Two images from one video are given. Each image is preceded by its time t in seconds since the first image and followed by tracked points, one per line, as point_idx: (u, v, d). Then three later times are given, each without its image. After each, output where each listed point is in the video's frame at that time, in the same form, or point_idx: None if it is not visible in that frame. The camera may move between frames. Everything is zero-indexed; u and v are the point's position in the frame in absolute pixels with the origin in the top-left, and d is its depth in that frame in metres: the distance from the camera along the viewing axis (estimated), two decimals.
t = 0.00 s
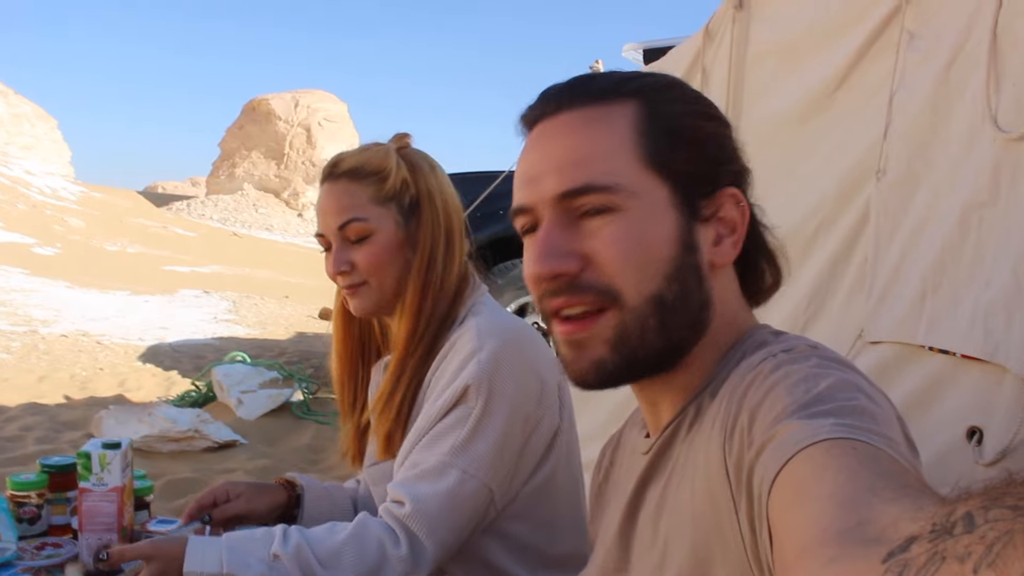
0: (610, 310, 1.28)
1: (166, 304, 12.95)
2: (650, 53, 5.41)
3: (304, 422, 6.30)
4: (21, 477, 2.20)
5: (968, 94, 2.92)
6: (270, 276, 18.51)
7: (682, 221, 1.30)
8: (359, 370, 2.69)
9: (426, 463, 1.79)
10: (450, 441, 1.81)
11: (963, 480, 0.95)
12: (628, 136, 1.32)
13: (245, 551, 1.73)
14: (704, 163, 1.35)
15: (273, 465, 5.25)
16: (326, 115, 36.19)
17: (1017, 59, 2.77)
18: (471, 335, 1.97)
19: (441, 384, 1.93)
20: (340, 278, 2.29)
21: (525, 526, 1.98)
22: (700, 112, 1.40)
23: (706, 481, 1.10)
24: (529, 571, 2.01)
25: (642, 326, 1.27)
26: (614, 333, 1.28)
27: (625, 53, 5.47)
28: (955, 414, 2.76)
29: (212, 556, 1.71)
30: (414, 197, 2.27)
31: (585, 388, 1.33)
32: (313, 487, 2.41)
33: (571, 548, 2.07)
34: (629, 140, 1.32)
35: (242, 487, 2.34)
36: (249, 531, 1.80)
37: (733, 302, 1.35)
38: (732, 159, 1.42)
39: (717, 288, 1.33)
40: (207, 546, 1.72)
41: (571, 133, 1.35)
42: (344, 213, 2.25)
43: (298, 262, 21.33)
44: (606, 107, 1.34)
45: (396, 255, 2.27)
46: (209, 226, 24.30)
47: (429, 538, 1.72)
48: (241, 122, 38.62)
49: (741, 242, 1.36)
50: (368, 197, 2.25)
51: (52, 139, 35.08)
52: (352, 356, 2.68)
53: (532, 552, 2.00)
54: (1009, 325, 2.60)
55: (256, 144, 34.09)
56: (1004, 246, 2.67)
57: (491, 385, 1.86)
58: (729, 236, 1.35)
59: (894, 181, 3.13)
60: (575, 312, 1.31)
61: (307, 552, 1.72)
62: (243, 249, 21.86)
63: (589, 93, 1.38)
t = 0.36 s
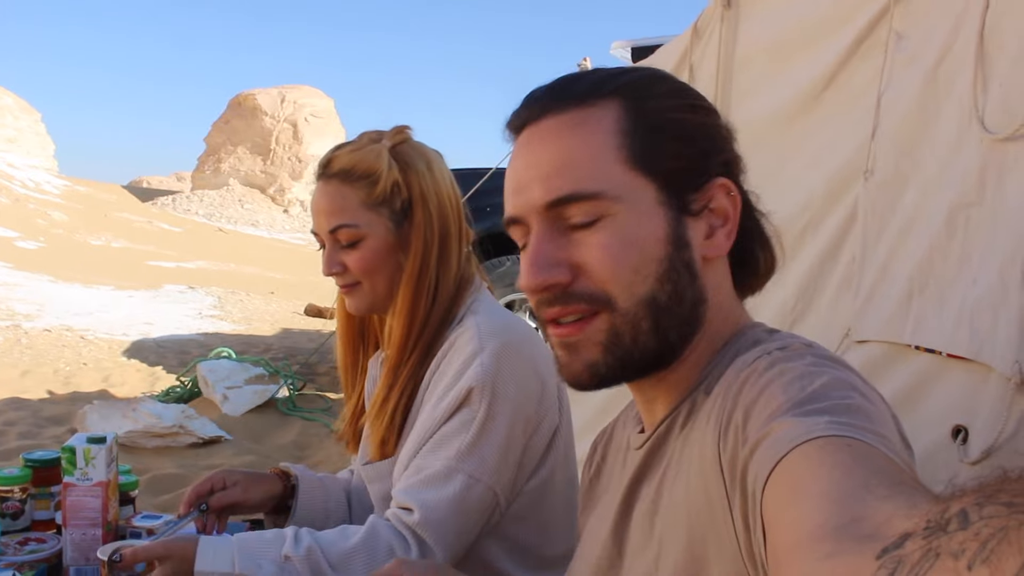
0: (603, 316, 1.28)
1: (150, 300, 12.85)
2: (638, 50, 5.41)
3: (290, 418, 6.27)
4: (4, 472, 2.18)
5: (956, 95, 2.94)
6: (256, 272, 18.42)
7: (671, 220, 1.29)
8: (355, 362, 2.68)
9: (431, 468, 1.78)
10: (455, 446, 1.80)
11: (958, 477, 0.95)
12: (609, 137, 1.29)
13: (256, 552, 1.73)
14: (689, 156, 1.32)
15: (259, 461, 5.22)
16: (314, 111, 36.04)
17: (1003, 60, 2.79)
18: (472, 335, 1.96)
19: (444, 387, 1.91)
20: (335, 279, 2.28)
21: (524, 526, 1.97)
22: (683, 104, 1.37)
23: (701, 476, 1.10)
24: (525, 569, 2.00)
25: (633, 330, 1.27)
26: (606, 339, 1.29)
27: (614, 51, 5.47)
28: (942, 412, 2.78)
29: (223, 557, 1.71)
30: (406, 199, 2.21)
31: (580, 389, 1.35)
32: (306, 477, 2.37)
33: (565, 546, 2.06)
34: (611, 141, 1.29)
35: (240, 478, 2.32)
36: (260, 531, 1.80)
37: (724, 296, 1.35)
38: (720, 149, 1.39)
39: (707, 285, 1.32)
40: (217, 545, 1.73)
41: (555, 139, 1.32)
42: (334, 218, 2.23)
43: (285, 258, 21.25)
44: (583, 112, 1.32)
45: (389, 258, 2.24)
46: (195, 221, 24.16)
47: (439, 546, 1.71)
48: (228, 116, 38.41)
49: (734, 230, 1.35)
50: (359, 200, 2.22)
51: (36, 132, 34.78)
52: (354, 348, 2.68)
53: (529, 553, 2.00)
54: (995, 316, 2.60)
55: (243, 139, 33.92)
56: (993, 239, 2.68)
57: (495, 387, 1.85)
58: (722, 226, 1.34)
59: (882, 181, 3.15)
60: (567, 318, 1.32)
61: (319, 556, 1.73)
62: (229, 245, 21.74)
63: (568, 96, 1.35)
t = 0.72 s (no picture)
0: (556, 344, 1.31)
1: (163, 313, 12.93)
2: (653, 65, 5.44)
3: (301, 430, 6.28)
4: (19, 474, 2.20)
5: (971, 106, 2.95)
6: (268, 286, 18.51)
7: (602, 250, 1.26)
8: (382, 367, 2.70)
9: (469, 489, 1.75)
10: (493, 466, 1.76)
11: (967, 478, 0.95)
12: (541, 175, 1.30)
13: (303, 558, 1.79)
14: (624, 177, 1.25)
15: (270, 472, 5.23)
16: (327, 128, 36.33)
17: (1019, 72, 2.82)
18: (502, 349, 1.92)
19: (475, 403, 1.87)
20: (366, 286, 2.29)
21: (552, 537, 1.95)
22: (634, 114, 1.27)
23: (711, 475, 1.12)
24: None
25: (583, 356, 1.29)
26: (564, 361, 1.31)
27: (629, 65, 5.50)
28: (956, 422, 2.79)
29: (270, 561, 1.77)
30: (439, 206, 2.23)
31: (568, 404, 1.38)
32: (311, 473, 2.41)
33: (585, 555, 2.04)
34: (542, 179, 1.30)
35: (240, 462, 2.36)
36: (310, 536, 1.85)
37: (692, 311, 1.27)
38: (682, 155, 1.26)
39: (665, 305, 1.26)
40: (267, 547, 1.79)
41: (508, 179, 1.36)
42: (367, 225, 2.24)
43: (296, 273, 21.36)
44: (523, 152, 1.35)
45: (421, 265, 2.25)
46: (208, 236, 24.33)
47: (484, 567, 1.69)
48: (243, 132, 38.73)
49: (687, 249, 1.23)
50: (392, 207, 2.23)
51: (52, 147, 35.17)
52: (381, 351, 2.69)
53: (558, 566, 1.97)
54: (1011, 330, 2.64)
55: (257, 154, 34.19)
56: (1006, 253, 2.72)
57: (529, 403, 1.81)
58: (668, 247, 1.24)
59: (897, 192, 3.14)
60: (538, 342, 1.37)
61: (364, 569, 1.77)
62: (242, 259, 21.88)
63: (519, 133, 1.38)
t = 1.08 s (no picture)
0: (541, 345, 1.32)
1: (146, 309, 12.84)
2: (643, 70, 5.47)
3: (284, 428, 6.26)
4: None
5: (958, 114, 2.96)
6: (252, 284, 18.41)
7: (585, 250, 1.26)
8: (375, 362, 2.68)
9: (481, 487, 1.74)
10: (504, 464, 1.75)
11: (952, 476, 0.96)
12: (522, 178, 1.31)
13: (322, 533, 1.82)
14: (606, 178, 1.25)
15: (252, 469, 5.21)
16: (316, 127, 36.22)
17: (1006, 80, 2.82)
18: (509, 345, 1.90)
19: (481, 401, 1.85)
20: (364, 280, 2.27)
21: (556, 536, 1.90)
22: (614, 115, 1.28)
23: (696, 472, 1.13)
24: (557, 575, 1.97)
25: (569, 356, 1.29)
26: (551, 361, 1.31)
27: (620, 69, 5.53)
28: (939, 425, 2.80)
29: (292, 533, 1.81)
30: (440, 203, 2.24)
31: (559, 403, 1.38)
32: (295, 456, 2.40)
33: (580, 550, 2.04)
34: (524, 181, 1.31)
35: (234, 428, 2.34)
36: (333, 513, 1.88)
37: (677, 311, 1.27)
38: (663, 155, 1.26)
39: (646, 305, 1.26)
40: (290, 518, 1.83)
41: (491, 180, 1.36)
42: (367, 219, 2.22)
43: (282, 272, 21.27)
44: (505, 155, 1.36)
45: (421, 261, 2.25)
46: (193, 233, 24.18)
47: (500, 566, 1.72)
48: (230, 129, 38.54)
49: (668, 250, 1.24)
50: (393, 202, 2.22)
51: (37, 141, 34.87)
52: (375, 347, 2.68)
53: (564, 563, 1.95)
54: (995, 334, 2.65)
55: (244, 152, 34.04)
56: (990, 259, 2.73)
57: (538, 400, 1.79)
58: (650, 248, 1.24)
59: (883, 199, 3.17)
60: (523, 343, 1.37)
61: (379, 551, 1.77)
62: (227, 257, 21.77)
63: (502, 135, 1.39)
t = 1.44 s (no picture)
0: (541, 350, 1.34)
1: (160, 303, 12.94)
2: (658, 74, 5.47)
3: (292, 424, 6.30)
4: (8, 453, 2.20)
5: (971, 121, 2.95)
6: (265, 281, 18.50)
7: (581, 261, 1.27)
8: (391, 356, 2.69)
9: (495, 486, 1.74)
10: (517, 464, 1.75)
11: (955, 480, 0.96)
12: (520, 190, 1.33)
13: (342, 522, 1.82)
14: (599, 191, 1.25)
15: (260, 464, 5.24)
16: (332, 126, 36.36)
17: (1019, 89, 2.80)
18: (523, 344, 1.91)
19: (496, 401, 1.86)
20: (386, 276, 2.29)
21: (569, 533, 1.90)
22: (610, 125, 1.27)
23: (698, 473, 1.13)
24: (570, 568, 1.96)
25: (568, 363, 1.30)
26: (551, 366, 1.33)
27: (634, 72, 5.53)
28: (946, 434, 2.80)
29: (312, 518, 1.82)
30: (464, 204, 2.27)
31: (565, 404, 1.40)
32: (313, 449, 2.42)
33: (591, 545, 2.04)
34: (522, 192, 1.33)
35: (257, 423, 2.35)
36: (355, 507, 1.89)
37: (678, 319, 1.27)
38: (658, 165, 1.25)
39: (642, 315, 1.26)
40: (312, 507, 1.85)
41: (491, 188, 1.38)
42: (392, 217, 2.25)
43: (294, 270, 21.36)
44: (504, 163, 1.37)
45: (443, 260, 2.27)
46: (207, 229, 24.34)
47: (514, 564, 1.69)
48: (246, 127, 38.76)
49: (663, 261, 1.23)
50: (418, 201, 2.25)
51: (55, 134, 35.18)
52: (391, 341, 2.70)
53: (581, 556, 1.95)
54: (1002, 343, 2.64)
55: (260, 150, 34.23)
56: (1001, 267, 2.71)
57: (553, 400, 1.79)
58: (645, 259, 1.24)
59: (894, 206, 3.15)
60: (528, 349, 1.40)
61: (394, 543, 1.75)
62: (240, 253, 21.89)
63: (503, 140, 1.40)
